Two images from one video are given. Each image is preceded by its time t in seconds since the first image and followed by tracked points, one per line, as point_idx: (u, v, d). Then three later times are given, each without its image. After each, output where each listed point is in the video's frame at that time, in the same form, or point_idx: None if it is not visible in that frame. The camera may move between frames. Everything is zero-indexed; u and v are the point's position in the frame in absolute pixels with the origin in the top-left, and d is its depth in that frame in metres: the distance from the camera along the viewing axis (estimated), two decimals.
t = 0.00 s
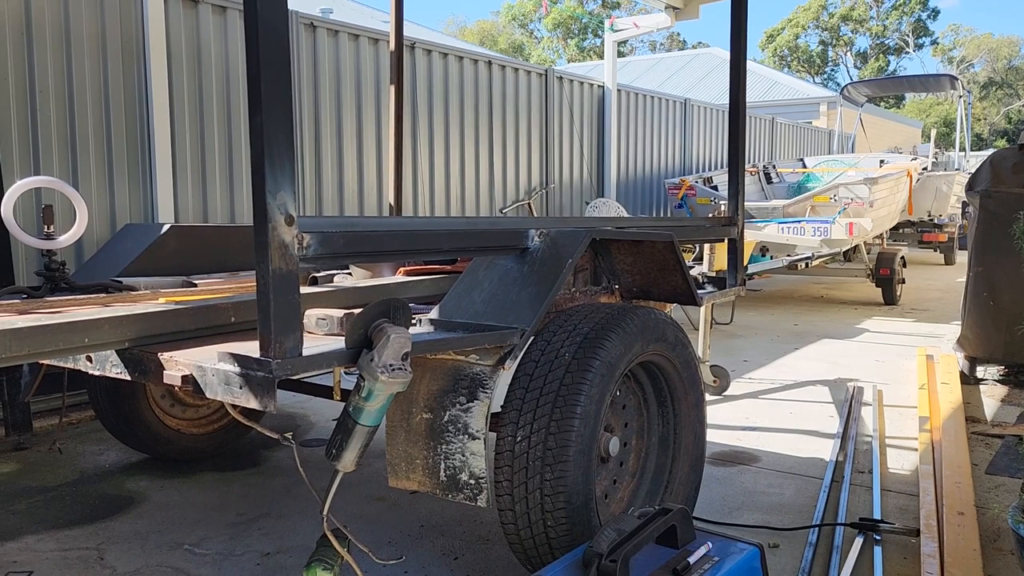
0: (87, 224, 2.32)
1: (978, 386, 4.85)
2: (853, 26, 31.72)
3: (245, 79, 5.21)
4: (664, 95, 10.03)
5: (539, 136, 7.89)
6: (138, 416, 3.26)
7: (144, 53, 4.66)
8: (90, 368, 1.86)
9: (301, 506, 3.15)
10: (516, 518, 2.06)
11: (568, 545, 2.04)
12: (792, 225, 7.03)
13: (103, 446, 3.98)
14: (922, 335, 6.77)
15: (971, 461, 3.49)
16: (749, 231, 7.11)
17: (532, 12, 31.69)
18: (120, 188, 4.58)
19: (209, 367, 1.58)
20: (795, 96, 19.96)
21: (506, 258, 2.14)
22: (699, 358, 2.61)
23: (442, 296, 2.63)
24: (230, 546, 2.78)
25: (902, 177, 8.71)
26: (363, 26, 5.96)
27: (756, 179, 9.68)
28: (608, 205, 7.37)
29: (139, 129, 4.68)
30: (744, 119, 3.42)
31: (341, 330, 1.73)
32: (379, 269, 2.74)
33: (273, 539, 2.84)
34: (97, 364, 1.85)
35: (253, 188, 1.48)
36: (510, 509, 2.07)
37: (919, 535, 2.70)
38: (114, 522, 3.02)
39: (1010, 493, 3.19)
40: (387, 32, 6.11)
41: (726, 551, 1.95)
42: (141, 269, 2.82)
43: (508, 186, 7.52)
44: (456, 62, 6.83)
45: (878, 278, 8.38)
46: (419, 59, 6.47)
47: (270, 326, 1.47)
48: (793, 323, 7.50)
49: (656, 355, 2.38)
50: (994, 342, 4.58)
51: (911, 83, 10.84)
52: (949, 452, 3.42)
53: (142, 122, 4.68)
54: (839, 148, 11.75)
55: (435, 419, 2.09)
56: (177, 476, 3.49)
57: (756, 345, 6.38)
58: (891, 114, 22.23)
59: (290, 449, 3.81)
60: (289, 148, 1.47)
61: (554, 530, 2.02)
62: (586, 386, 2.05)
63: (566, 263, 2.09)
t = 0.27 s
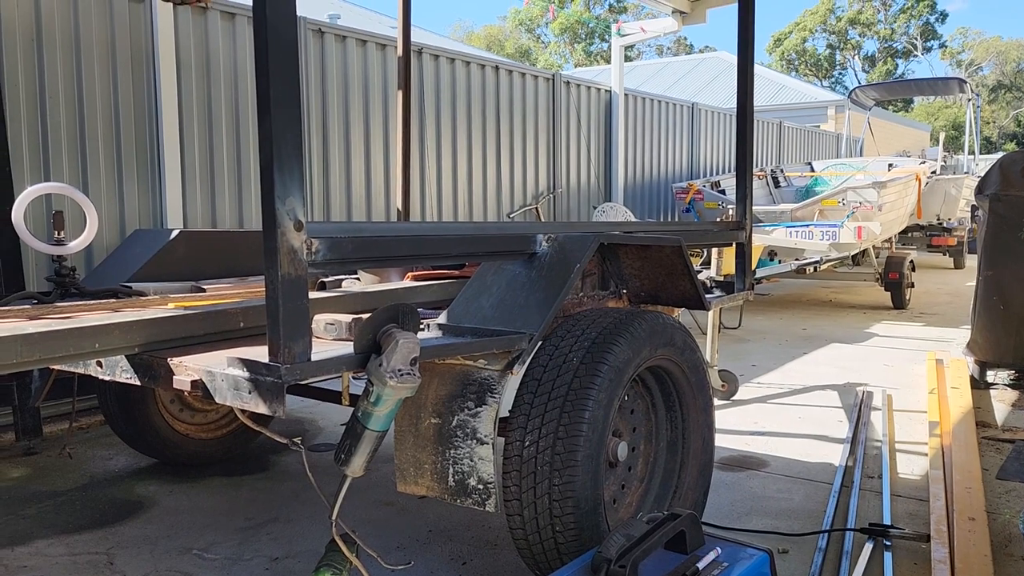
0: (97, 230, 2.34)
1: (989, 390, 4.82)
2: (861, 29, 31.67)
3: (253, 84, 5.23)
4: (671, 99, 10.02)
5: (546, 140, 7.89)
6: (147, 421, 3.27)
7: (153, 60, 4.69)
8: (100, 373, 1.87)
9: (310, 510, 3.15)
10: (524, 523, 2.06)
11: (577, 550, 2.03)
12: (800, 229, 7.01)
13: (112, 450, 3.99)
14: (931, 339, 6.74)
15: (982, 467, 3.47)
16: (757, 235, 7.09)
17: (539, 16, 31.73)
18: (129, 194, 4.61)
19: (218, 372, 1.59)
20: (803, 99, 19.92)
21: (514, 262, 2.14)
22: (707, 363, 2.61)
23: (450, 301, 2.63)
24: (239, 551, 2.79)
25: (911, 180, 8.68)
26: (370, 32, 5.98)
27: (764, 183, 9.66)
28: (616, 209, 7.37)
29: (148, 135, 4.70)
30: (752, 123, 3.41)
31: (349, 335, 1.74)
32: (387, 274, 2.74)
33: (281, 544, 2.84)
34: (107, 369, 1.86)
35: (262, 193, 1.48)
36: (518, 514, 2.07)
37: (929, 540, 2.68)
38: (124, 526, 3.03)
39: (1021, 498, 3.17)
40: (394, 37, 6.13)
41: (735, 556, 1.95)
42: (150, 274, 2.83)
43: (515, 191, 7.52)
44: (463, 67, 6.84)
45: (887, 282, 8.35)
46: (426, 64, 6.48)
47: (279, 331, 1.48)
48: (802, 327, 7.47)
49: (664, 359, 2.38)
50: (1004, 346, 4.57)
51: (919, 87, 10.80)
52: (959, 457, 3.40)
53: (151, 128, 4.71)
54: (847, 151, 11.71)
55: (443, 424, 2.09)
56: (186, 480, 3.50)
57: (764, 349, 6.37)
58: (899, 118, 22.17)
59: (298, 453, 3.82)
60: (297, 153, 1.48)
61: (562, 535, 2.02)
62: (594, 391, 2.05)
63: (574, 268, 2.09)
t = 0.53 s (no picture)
0: (105, 235, 2.34)
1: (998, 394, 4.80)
2: (867, 33, 31.62)
3: (260, 90, 5.25)
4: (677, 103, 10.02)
5: (552, 144, 7.90)
6: (155, 425, 3.28)
7: (161, 66, 4.72)
8: (108, 378, 1.88)
9: (317, 515, 3.16)
10: (531, 528, 2.06)
11: (584, 555, 2.03)
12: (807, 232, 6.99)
13: (120, 455, 4.00)
14: (940, 343, 6.71)
15: (991, 471, 3.45)
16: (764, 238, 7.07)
17: (544, 20, 31.75)
18: (137, 199, 4.63)
19: (226, 377, 1.59)
20: (809, 103, 19.89)
21: (520, 267, 2.14)
22: (714, 367, 2.60)
23: (456, 305, 2.63)
24: (246, 555, 2.79)
25: (918, 184, 8.65)
26: (377, 37, 6.00)
27: (770, 187, 9.64)
28: (622, 213, 7.36)
29: (156, 140, 4.72)
30: (759, 127, 3.41)
31: (356, 340, 1.74)
32: (394, 279, 2.75)
33: (289, 548, 2.84)
34: (116, 374, 1.87)
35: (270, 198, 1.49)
36: (525, 519, 2.06)
37: (939, 546, 2.67)
38: (132, 531, 3.04)
39: None
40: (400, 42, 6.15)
41: (744, 561, 1.95)
42: (159, 279, 2.84)
43: (522, 195, 7.53)
44: (469, 71, 6.86)
45: (895, 286, 8.32)
46: (432, 69, 6.49)
47: (287, 336, 1.48)
48: (809, 331, 7.45)
49: (671, 364, 2.38)
50: (1013, 349, 4.54)
51: (926, 90, 10.78)
52: (968, 461, 3.38)
53: (159, 133, 4.73)
54: (853, 155, 11.69)
55: (450, 429, 2.09)
56: (194, 485, 3.51)
57: (772, 353, 6.35)
58: (905, 121, 22.12)
59: (305, 458, 3.83)
60: (305, 159, 1.48)
61: (570, 540, 2.02)
62: (601, 395, 2.05)
63: (581, 272, 2.09)
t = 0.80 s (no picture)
0: (111, 239, 2.35)
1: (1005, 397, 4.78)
2: (873, 35, 31.59)
3: (266, 94, 5.26)
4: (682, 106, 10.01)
5: (557, 148, 7.90)
6: (161, 429, 3.28)
7: (167, 70, 4.74)
8: (114, 381, 1.88)
9: (322, 518, 3.16)
10: (537, 532, 2.05)
11: (590, 558, 2.03)
12: (813, 235, 6.98)
13: (127, 459, 4.01)
14: (947, 346, 6.68)
15: (999, 475, 3.43)
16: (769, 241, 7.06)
17: (550, 24, 31.77)
18: (143, 203, 4.64)
19: (232, 380, 1.60)
20: (815, 105, 19.87)
21: (525, 270, 2.14)
22: (719, 370, 2.60)
23: (462, 309, 2.63)
24: (252, 559, 2.80)
25: (924, 186, 8.63)
26: (382, 41, 6.01)
27: (776, 190, 9.63)
28: (627, 216, 7.36)
29: (163, 144, 4.74)
30: (764, 130, 3.41)
31: (361, 343, 1.74)
32: (399, 282, 2.75)
33: (294, 552, 2.84)
34: (122, 378, 1.87)
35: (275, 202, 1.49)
36: (531, 523, 2.06)
37: (946, 549, 2.65)
38: (138, 534, 3.05)
39: None
40: (405, 46, 6.16)
41: (750, 565, 1.95)
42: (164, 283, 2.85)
43: (527, 199, 7.53)
44: (474, 75, 6.87)
45: (901, 289, 8.29)
46: (437, 73, 6.50)
47: (292, 340, 1.48)
48: (815, 334, 7.43)
49: (677, 367, 2.37)
50: (1021, 353, 4.52)
51: (932, 92, 10.75)
52: (976, 464, 3.37)
53: (166, 138, 4.75)
54: (859, 158, 11.66)
55: (455, 432, 2.09)
56: (200, 488, 3.52)
57: (778, 356, 6.33)
58: (911, 124, 22.08)
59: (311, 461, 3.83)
60: (310, 162, 1.49)
61: (576, 544, 2.01)
62: (606, 399, 2.04)
63: (586, 275, 2.09)
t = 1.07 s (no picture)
0: (116, 243, 2.36)
1: (1011, 400, 4.76)
2: (877, 37, 31.55)
3: (270, 98, 5.28)
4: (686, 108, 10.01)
5: (561, 151, 7.91)
6: (166, 432, 3.29)
7: (172, 74, 4.75)
8: (119, 384, 1.89)
9: (327, 521, 3.16)
10: (541, 535, 2.05)
11: (594, 561, 2.02)
12: (817, 237, 6.97)
13: (132, 462, 4.02)
14: (952, 348, 6.66)
15: (1005, 478, 3.42)
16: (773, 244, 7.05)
17: (553, 27, 31.77)
18: (148, 207, 4.66)
19: (236, 384, 1.60)
20: (819, 108, 19.85)
21: (529, 273, 2.14)
22: (724, 373, 2.59)
23: (466, 312, 2.63)
24: (257, 562, 2.80)
25: (929, 188, 8.61)
26: (386, 44, 6.03)
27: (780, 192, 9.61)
28: (631, 219, 7.36)
29: (167, 148, 4.76)
30: (768, 132, 3.40)
31: (365, 346, 1.74)
32: (403, 285, 2.75)
33: (298, 555, 2.84)
34: (126, 381, 1.87)
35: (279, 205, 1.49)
36: (535, 526, 2.06)
37: (952, 552, 2.64)
38: (143, 537, 3.05)
39: None
40: (409, 50, 6.17)
41: (755, 569, 1.94)
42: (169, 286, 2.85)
43: (531, 202, 7.54)
44: (478, 78, 6.87)
45: (906, 291, 8.27)
46: (441, 76, 6.51)
47: (297, 343, 1.49)
48: (820, 336, 7.41)
49: (681, 370, 2.37)
50: None
51: (936, 94, 10.73)
52: (981, 467, 3.36)
53: (170, 141, 4.77)
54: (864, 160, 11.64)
55: (459, 435, 2.09)
56: (204, 491, 3.52)
57: (782, 359, 6.32)
58: (916, 126, 22.03)
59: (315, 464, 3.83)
60: (314, 165, 1.49)
61: (580, 546, 2.01)
62: (611, 401, 2.04)
63: (590, 278, 2.09)
